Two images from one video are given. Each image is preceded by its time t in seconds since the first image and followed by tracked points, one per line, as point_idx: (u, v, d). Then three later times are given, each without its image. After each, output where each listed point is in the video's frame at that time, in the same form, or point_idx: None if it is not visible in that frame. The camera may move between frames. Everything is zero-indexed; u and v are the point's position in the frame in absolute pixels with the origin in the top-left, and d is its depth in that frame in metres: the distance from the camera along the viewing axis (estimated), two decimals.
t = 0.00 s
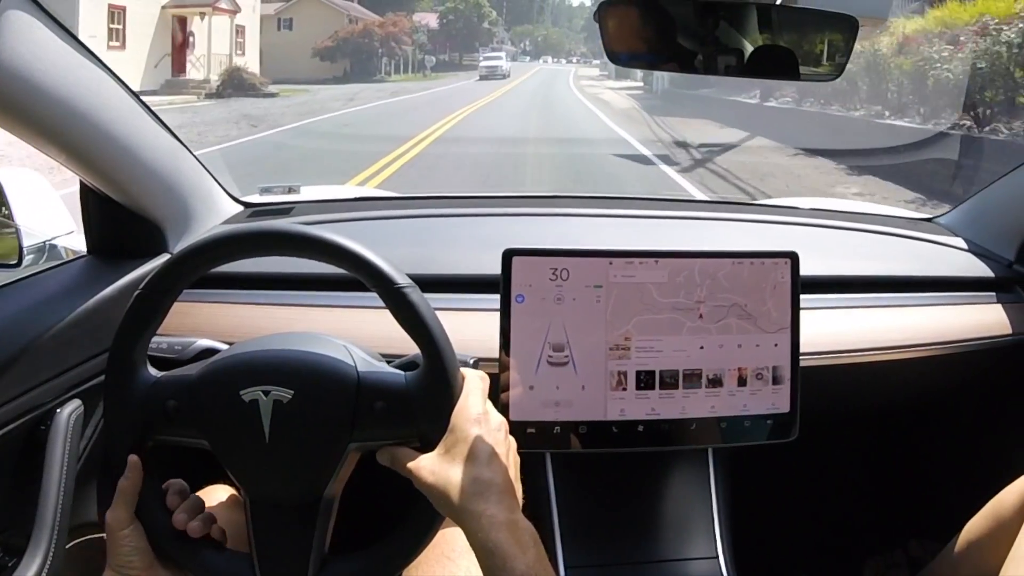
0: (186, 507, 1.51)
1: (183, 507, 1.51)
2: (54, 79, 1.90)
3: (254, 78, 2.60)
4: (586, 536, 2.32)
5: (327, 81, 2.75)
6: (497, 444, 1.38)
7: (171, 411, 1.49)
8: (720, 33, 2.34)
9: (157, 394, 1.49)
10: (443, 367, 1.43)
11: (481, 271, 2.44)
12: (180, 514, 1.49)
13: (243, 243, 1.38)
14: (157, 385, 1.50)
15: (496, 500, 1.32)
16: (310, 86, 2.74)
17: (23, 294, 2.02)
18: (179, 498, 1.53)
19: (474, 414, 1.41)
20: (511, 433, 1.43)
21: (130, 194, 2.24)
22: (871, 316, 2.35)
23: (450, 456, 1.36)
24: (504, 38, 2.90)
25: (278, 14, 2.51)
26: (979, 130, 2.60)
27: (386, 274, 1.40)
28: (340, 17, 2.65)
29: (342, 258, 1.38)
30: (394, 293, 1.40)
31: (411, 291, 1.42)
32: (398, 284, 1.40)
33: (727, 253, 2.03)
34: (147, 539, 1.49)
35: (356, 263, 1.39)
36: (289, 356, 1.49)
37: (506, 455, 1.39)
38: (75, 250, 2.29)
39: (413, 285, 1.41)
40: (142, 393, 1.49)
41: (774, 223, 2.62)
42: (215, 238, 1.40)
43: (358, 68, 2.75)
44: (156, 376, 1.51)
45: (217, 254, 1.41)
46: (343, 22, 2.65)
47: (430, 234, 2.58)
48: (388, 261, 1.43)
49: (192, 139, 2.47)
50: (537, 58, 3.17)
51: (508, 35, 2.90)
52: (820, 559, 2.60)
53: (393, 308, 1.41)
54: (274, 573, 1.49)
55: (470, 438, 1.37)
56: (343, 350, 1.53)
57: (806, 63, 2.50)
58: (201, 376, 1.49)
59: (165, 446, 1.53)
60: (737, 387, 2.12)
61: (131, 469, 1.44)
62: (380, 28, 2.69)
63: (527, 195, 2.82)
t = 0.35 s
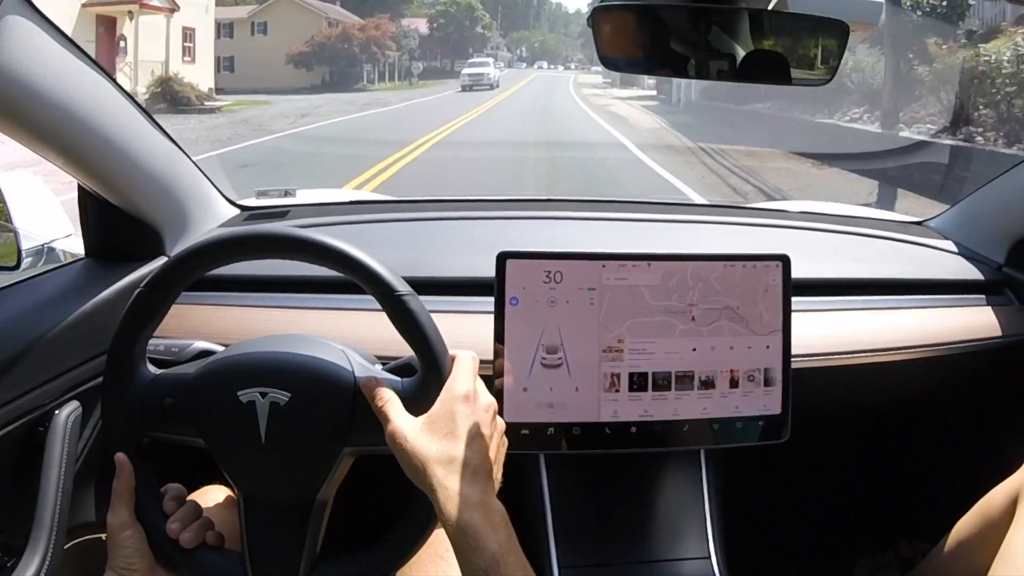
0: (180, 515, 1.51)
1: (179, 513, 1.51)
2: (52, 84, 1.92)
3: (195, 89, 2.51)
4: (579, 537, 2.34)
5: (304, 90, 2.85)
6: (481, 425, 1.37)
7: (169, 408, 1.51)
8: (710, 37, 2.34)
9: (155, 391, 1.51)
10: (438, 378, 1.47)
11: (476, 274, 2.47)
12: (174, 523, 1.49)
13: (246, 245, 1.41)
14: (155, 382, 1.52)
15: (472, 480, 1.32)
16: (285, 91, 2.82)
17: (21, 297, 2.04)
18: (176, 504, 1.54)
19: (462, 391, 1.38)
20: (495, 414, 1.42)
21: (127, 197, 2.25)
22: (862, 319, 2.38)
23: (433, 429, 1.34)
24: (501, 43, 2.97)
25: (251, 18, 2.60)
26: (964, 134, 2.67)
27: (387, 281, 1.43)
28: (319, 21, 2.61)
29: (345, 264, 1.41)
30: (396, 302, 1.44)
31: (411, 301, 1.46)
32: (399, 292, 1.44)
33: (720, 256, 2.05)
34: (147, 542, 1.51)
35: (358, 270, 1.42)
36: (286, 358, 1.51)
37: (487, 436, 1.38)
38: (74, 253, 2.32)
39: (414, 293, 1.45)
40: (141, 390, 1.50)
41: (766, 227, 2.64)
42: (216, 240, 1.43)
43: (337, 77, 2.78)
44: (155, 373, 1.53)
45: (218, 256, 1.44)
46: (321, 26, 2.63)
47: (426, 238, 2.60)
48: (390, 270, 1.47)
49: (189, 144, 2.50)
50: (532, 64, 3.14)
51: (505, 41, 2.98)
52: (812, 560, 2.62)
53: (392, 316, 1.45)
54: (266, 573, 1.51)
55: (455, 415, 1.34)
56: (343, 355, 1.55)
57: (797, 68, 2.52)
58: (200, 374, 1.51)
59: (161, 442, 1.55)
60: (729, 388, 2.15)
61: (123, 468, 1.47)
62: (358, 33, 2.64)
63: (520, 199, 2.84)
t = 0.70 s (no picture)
0: (175, 512, 1.53)
1: (174, 511, 1.53)
2: (47, 86, 1.94)
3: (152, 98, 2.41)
4: (573, 537, 2.36)
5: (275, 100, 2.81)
6: (474, 435, 1.40)
7: (166, 406, 1.53)
8: (703, 42, 2.36)
9: (151, 389, 1.53)
10: (436, 383, 1.48)
11: (472, 276, 2.49)
12: (168, 520, 1.51)
13: (244, 248, 1.43)
14: (153, 380, 1.54)
15: (464, 489, 1.35)
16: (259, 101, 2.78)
17: (19, 299, 2.06)
18: (171, 501, 1.55)
19: (459, 400, 1.41)
20: (489, 424, 1.44)
21: (124, 200, 2.27)
22: (854, 322, 2.40)
23: (427, 436, 1.37)
24: (492, 50, 2.92)
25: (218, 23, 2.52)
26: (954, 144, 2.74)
27: (386, 288, 1.45)
28: (288, 24, 2.56)
29: (343, 269, 1.43)
30: (394, 307, 1.45)
31: (410, 309, 1.47)
32: (398, 299, 1.45)
33: (712, 259, 2.08)
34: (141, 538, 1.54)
35: (357, 275, 1.44)
36: (282, 362, 1.53)
37: (480, 445, 1.41)
38: (73, 256, 2.35)
39: (413, 301, 1.46)
40: (138, 390, 1.53)
41: (759, 230, 2.67)
42: (215, 243, 1.45)
43: (309, 87, 2.75)
44: (153, 372, 1.55)
45: (216, 259, 1.45)
46: (292, 30, 2.57)
47: (421, 242, 2.62)
48: (389, 276, 1.48)
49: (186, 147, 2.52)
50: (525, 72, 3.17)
51: (497, 49, 2.93)
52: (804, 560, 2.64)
53: (391, 322, 1.46)
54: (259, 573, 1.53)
55: (450, 424, 1.38)
56: (340, 360, 1.56)
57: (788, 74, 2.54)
58: (197, 374, 1.53)
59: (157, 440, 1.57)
60: (722, 390, 2.16)
61: (122, 465, 1.50)
62: (329, 37, 2.59)
63: (515, 203, 2.87)
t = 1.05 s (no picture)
0: (170, 511, 1.55)
1: (169, 509, 1.55)
2: (45, 91, 1.96)
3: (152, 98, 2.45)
4: (567, 538, 2.38)
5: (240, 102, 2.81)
6: (477, 439, 1.42)
7: (163, 405, 1.55)
8: (696, 47, 2.37)
9: (149, 388, 1.55)
10: (431, 390, 1.49)
11: (466, 279, 2.51)
12: (163, 518, 1.53)
13: (243, 251, 1.45)
14: (153, 379, 1.56)
15: (474, 492, 1.37)
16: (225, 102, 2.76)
17: (16, 302, 2.08)
18: (166, 498, 1.57)
19: (459, 406, 1.43)
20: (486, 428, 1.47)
21: (122, 203, 2.30)
22: (845, 324, 2.42)
23: (430, 445, 1.39)
24: (484, 49, 2.98)
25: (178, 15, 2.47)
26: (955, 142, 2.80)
27: (385, 293, 1.46)
28: (253, 18, 2.54)
29: (341, 273, 1.44)
30: (393, 315, 1.46)
31: (408, 314, 1.48)
32: (396, 305, 1.46)
33: (704, 262, 2.10)
34: (135, 536, 1.55)
35: (355, 280, 1.45)
36: (279, 364, 1.55)
37: (482, 449, 1.43)
38: (71, 259, 2.37)
39: (410, 306, 1.47)
40: (136, 389, 1.55)
41: (751, 233, 2.70)
42: (213, 246, 1.47)
43: (274, 86, 2.75)
44: (152, 372, 1.57)
45: (214, 261, 1.47)
46: (257, 23, 2.54)
47: (417, 245, 2.65)
48: (387, 282, 1.50)
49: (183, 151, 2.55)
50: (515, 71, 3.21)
51: (489, 48, 3.00)
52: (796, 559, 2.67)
53: (388, 327, 1.47)
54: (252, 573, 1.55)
55: (452, 430, 1.40)
56: (337, 363, 1.58)
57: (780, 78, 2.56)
58: (195, 375, 1.55)
59: (153, 439, 1.59)
60: (714, 392, 2.18)
61: (121, 461, 1.51)
62: (296, 31, 2.57)
63: (508, 206, 2.90)
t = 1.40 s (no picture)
0: (167, 510, 1.57)
1: (165, 508, 1.57)
2: (44, 95, 1.98)
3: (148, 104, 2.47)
4: (560, 539, 2.41)
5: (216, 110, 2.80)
6: (475, 450, 1.43)
7: (161, 406, 1.57)
8: (690, 53, 2.37)
9: (147, 389, 1.57)
10: (428, 393, 1.50)
11: (460, 282, 2.54)
12: (159, 517, 1.55)
13: (240, 254, 1.46)
14: (152, 380, 1.58)
15: (477, 503, 1.38)
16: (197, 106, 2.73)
17: (14, 305, 2.10)
18: (163, 497, 1.59)
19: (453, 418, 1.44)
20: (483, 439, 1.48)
21: (120, 207, 2.32)
22: (835, 326, 2.45)
23: (428, 461, 1.41)
24: (473, 49, 2.99)
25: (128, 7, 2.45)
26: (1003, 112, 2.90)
27: (382, 297, 1.47)
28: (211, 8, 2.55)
29: (338, 276, 1.45)
30: (390, 318, 1.47)
31: (403, 317, 1.49)
32: (392, 308, 1.47)
33: (696, 265, 2.11)
34: (130, 534, 1.57)
35: (352, 283, 1.46)
36: (275, 366, 1.55)
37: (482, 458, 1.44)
38: (69, 262, 2.39)
39: (406, 309, 1.48)
40: (134, 389, 1.57)
41: (743, 236, 2.72)
42: (211, 249, 1.48)
43: (233, 85, 2.76)
44: (150, 372, 1.59)
45: (211, 263, 1.48)
46: (211, 13, 2.56)
47: (413, 248, 2.67)
48: (384, 285, 1.50)
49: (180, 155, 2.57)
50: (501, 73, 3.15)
51: (478, 49, 3.01)
52: (788, 560, 2.69)
53: (384, 330, 1.48)
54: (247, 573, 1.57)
55: (447, 443, 1.41)
56: (333, 366, 1.59)
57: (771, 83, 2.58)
58: (192, 376, 1.57)
59: (151, 439, 1.61)
60: (707, 393, 2.20)
61: (118, 461, 1.53)
62: (254, 23, 2.62)
63: (503, 210, 2.93)
